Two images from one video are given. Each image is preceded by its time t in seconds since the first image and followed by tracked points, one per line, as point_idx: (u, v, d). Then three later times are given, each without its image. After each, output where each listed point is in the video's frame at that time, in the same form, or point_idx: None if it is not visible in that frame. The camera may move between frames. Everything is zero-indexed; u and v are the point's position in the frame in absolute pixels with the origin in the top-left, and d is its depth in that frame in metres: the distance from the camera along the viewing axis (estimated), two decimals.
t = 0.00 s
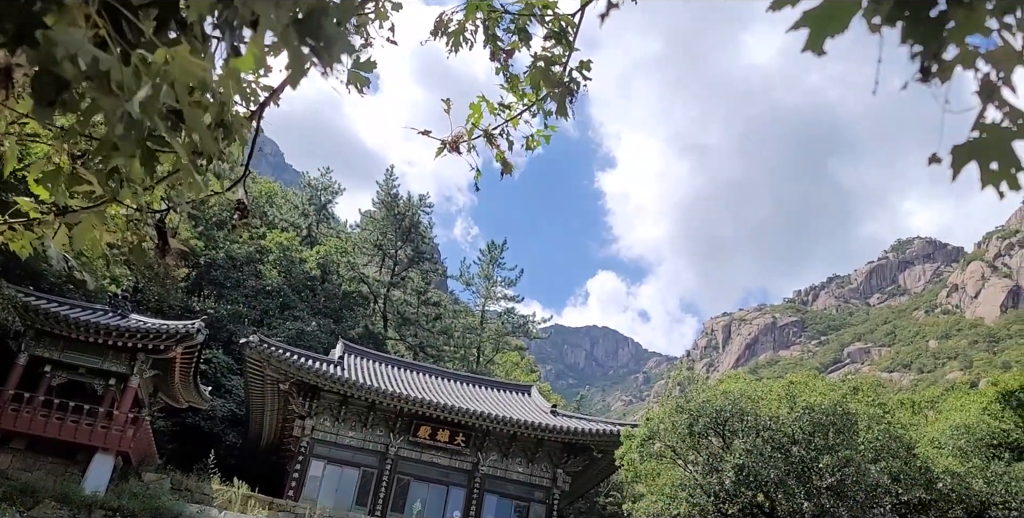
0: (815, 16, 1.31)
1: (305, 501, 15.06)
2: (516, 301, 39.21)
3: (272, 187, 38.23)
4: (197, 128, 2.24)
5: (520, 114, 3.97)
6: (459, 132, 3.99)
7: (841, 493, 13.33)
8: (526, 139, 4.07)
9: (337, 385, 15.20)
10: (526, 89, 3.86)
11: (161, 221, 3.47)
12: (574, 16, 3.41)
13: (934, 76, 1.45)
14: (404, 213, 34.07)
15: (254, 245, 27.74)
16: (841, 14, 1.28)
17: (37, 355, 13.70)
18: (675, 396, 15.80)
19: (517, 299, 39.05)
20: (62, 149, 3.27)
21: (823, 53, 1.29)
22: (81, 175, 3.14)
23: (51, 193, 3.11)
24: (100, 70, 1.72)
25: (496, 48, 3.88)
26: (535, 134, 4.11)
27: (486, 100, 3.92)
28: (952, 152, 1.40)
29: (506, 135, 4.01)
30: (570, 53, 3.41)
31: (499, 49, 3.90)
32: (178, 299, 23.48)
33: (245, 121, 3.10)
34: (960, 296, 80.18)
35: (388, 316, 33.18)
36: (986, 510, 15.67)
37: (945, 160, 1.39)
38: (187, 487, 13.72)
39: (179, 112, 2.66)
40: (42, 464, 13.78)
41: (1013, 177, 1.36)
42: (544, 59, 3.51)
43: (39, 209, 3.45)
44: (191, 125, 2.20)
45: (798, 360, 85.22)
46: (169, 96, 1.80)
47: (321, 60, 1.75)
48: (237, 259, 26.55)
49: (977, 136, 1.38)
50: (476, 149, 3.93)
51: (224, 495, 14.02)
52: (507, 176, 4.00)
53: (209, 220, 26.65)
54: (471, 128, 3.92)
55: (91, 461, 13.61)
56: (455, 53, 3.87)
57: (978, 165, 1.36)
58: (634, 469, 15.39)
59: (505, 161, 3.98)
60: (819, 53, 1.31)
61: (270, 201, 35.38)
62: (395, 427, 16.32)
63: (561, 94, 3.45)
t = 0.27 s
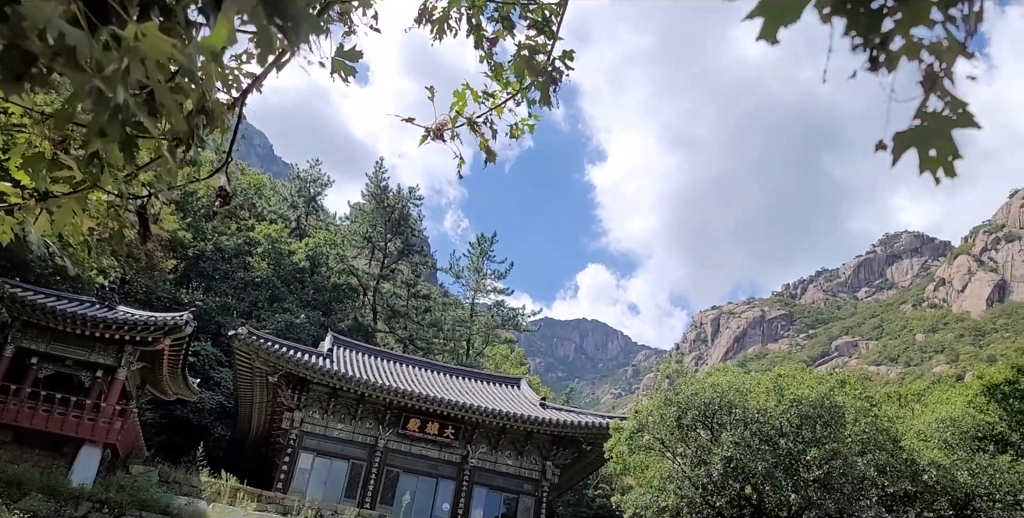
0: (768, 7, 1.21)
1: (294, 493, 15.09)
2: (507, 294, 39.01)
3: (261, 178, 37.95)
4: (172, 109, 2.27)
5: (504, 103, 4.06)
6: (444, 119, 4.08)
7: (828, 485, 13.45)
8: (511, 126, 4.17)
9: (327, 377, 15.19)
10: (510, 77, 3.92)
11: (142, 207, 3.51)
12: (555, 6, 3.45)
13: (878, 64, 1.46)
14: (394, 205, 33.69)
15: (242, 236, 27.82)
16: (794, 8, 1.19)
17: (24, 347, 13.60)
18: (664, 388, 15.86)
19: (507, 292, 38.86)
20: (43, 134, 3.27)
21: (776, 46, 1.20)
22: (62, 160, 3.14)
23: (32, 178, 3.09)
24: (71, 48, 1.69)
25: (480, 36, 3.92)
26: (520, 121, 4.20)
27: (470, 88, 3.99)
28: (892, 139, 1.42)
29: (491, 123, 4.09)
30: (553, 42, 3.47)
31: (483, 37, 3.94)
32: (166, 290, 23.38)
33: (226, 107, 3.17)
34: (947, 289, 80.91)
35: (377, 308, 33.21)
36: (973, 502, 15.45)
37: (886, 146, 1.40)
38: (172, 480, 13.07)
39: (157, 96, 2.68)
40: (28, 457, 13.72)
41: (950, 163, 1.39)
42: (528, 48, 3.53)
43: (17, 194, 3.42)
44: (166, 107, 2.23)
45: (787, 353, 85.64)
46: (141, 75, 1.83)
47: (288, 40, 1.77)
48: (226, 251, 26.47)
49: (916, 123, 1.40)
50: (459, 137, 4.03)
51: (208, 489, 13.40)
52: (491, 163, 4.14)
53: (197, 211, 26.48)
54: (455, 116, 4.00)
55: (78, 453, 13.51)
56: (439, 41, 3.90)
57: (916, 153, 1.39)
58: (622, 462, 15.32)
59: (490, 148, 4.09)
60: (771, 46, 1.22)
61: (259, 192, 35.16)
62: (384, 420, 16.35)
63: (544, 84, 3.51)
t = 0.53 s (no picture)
0: None
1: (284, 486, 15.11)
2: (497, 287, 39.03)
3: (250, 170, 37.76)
4: (161, 97, 2.31)
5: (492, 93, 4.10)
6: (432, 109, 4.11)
7: (815, 477, 13.51)
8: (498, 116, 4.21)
9: (318, 370, 15.17)
10: (498, 67, 3.94)
11: (129, 196, 3.52)
12: None
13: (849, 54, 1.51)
14: (385, 198, 33.45)
15: (231, 229, 27.56)
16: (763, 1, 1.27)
17: (11, 338, 13.51)
18: (654, 381, 15.93)
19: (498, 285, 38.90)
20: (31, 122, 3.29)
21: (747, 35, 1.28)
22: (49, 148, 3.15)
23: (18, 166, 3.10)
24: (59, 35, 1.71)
25: (468, 26, 3.93)
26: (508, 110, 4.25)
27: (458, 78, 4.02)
28: (864, 126, 1.47)
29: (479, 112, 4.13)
30: (541, 33, 3.50)
31: (471, 27, 3.94)
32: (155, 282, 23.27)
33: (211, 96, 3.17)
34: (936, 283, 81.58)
35: (368, 301, 33.15)
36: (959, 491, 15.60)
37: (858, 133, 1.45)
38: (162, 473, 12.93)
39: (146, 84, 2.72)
40: (15, 449, 13.65)
41: (919, 150, 1.44)
42: (516, 39, 3.56)
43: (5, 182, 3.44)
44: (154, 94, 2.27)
45: (776, 346, 85.93)
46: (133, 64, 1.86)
47: (275, 31, 1.79)
48: (216, 243, 26.38)
49: (886, 110, 1.46)
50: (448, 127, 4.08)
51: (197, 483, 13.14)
52: (479, 152, 4.19)
53: (186, 203, 26.34)
54: (443, 106, 4.04)
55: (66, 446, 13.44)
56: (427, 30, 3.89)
57: (887, 140, 1.44)
58: (612, 454, 15.39)
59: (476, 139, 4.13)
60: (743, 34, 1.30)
61: (249, 184, 34.99)
62: (374, 412, 16.35)
63: (532, 75, 3.55)
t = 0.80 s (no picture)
0: None
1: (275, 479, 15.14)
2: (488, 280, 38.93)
3: (241, 162, 37.55)
4: (157, 89, 2.32)
5: (485, 85, 4.09)
6: (426, 101, 4.11)
7: (805, 469, 13.60)
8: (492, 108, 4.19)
9: (308, 362, 15.15)
10: (491, 60, 3.93)
11: (117, 184, 3.53)
12: None
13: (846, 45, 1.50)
14: (376, 190, 33.42)
15: (222, 221, 27.44)
16: None
17: None
18: (645, 373, 16.02)
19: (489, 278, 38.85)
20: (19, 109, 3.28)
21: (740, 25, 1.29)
22: (37, 135, 3.15)
23: (5, 155, 3.10)
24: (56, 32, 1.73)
25: (461, 19, 3.91)
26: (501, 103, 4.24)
27: (452, 71, 4.03)
28: (860, 122, 1.46)
29: (472, 104, 4.12)
30: (534, 25, 3.48)
31: (465, 19, 3.92)
32: (146, 274, 23.14)
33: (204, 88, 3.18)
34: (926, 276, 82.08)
35: (359, 293, 33.12)
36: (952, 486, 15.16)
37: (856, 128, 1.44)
38: (152, 466, 13.07)
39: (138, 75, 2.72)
40: (4, 441, 13.56)
41: (917, 146, 1.43)
42: (509, 31, 3.55)
43: None
44: (150, 88, 2.28)
45: (767, 339, 86.32)
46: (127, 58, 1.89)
47: (272, 26, 1.78)
48: (207, 236, 26.30)
49: (886, 105, 1.44)
50: (441, 120, 4.07)
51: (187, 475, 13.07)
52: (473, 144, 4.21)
53: (177, 194, 26.23)
54: (437, 98, 4.04)
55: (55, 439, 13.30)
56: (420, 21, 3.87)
57: (885, 136, 1.43)
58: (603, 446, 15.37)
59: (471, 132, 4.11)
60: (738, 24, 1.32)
61: (240, 176, 34.85)
62: (366, 405, 16.35)
63: (526, 66, 3.54)
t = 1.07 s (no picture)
0: None
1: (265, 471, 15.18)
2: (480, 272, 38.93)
3: (231, 153, 37.32)
4: (152, 79, 2.31)
5: (479, 74, 4.09)
6: (419, 91, 4.10)
7: (793, 461, 13.59)
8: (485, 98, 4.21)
9: (298, 354, 15.12)
10: (485, 50, 3.91)
11: (112, 175, 3.51)
12: None
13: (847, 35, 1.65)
14: (366, 182, 33.30)
15: (212, 213, 27.34)
16: None
17: None
18: (635, 365, 16.04)
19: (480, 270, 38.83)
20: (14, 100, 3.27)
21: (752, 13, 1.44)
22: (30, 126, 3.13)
23: None
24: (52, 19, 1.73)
25: (455, 8, 3.89)
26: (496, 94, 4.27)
27: (446, 60, 4.03)
28: (860, 105, 1.60)
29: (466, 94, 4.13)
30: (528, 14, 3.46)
31: (459, 9, 3.90)
32: (135, 266, 23.03)
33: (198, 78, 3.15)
34: (915, 270, 82.67)
35: (350, 285, 33.06)
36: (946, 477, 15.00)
37: (856, 110, 1.59)
38: (141, 457, 12.94)
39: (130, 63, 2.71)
40: None
41: (914, 127, 1.57)
42: (503, 20, 3.55)
43: None
44: (145, 76, 2.27)
45: (756, 332, 86.70)
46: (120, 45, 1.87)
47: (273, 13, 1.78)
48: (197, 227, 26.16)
49: (884, 89, 1.58)
50: (434, 109, 4.06)
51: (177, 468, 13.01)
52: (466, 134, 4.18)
53: (166, 186, 26.07)
54: (430, 87, 4.03)
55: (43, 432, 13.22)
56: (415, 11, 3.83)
57: (883, 117, 1.57)
58: (594, 438, 15.75)
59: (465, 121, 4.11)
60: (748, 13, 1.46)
61: (229, 168, 34.65)
62: (356, 397, 16.34)
63: (520, 56, 3.52)
